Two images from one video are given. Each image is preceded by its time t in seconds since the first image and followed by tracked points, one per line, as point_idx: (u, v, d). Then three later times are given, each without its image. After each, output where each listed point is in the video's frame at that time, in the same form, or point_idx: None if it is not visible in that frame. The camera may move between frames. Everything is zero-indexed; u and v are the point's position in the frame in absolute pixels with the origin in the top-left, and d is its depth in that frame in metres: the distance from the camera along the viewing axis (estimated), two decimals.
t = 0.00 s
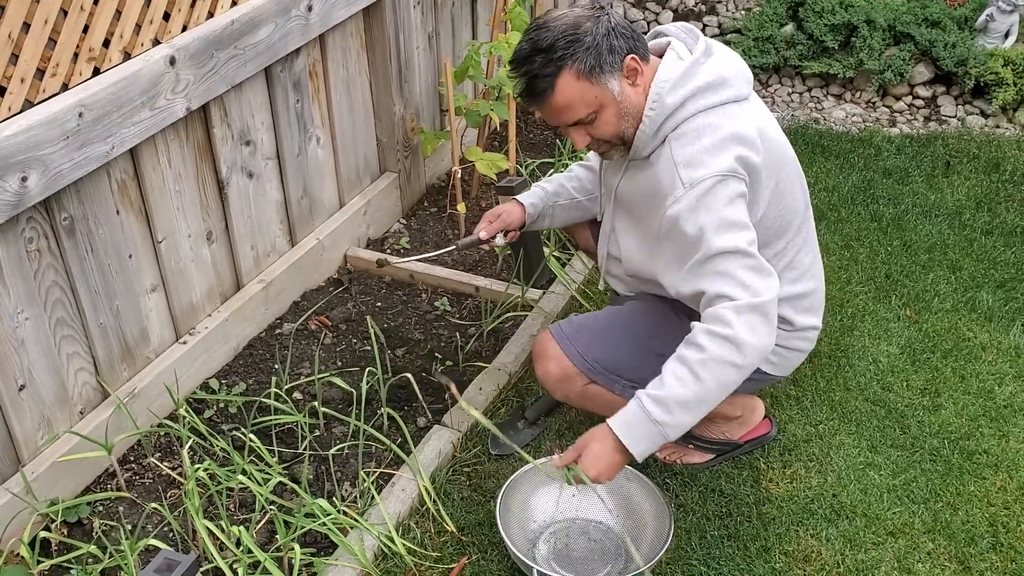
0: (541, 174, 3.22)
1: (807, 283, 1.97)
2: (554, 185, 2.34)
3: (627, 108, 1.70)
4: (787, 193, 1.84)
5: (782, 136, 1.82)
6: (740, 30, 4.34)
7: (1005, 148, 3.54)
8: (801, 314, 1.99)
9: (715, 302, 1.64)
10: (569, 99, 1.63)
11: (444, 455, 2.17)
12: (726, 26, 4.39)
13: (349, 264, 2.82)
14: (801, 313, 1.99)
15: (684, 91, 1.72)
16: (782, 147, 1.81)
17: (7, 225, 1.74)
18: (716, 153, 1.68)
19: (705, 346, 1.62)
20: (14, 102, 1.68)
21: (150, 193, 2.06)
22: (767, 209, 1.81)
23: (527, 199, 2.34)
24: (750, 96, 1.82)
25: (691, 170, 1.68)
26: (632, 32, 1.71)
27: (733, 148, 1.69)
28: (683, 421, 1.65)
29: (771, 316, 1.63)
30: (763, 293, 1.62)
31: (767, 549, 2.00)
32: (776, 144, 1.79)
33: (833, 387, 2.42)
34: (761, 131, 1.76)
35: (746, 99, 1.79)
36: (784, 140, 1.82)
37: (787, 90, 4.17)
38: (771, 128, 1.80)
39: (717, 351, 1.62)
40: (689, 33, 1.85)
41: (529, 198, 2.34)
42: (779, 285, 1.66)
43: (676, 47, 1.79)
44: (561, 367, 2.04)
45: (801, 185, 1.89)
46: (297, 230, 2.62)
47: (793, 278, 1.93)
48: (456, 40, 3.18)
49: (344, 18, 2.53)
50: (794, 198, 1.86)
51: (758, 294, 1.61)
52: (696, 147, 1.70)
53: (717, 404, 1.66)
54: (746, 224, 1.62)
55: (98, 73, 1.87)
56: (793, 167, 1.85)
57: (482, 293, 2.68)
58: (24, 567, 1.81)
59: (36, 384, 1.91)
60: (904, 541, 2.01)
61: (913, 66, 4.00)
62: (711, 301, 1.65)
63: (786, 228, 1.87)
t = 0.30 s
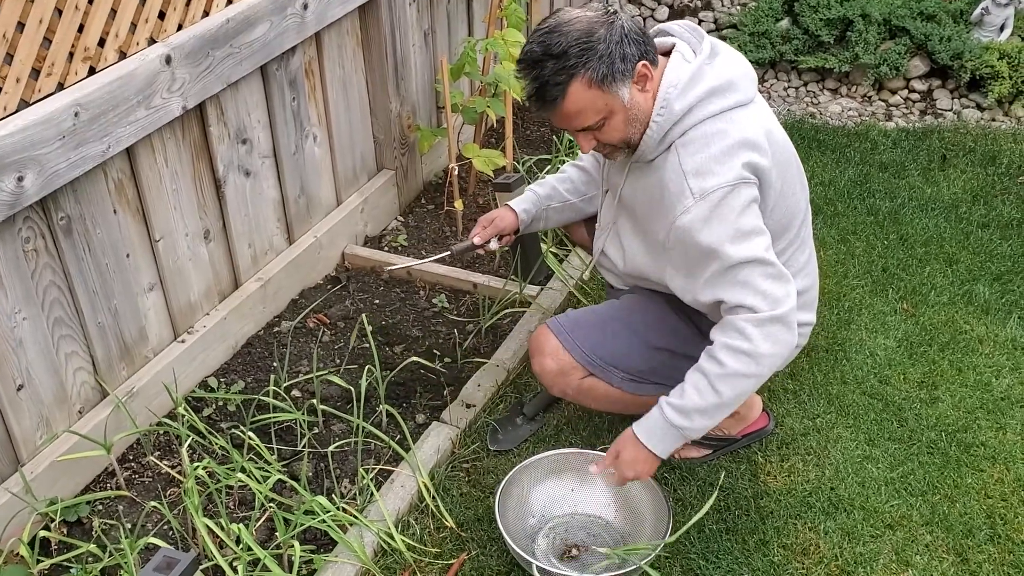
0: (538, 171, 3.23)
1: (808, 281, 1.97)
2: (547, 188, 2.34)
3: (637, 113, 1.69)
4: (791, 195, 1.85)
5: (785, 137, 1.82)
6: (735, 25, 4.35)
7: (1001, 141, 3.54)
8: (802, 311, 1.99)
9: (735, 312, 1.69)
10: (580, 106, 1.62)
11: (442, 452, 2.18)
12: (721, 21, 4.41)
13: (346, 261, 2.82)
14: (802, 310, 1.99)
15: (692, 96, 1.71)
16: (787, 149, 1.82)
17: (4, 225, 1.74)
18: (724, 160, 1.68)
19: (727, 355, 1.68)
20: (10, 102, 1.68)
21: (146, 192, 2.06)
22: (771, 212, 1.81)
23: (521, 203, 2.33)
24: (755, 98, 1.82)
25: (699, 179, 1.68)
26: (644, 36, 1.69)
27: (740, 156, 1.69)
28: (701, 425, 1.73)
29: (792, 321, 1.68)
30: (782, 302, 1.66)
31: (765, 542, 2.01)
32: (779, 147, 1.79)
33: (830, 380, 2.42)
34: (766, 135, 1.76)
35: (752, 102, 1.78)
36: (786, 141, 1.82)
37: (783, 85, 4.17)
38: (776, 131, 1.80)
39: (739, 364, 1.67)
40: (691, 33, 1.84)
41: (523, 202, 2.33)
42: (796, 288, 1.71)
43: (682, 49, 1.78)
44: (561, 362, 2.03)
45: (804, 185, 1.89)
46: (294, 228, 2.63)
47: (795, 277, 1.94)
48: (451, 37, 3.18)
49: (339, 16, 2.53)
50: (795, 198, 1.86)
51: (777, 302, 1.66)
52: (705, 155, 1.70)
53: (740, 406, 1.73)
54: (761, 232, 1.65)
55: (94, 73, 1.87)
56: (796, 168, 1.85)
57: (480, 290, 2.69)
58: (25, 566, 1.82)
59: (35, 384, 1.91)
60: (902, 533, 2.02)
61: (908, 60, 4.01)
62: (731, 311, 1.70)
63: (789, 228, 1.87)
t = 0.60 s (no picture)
0: (533, 168, 3.23)
1: (804, 282, 1.97)
2: (551, 183, 2.35)
3: (603, 128, 1.71)
4: (786, 198, 1.82)
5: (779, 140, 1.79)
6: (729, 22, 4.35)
7: (995, 136, 3.55)
8: (800, 312, 1.99)
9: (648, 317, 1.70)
10: (541, 110, 1.68)
11: (439, 450, 2.17)
12: (715, 18, 4.44)
13: (341, 260, 2.82)
14: (801, 310, 2.00)
15: (673, 103, 1.70)
16: (780, 154, 1.78)
17: None
18: (700, 168, 1.67)
19: (611, 348, 1.72)
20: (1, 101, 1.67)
21: (140, 191, 2.06)
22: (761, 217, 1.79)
23: (525, 199, 2.34)
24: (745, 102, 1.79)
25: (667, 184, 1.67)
26: (626, 52, 1.67)
27: (718, 164, 1.67)
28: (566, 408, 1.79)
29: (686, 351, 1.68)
30: (687, 331, 1.66)
31: (761, 539, 2.01)
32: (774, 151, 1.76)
33: (826, 376, 2.43)
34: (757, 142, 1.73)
35: (739, 108, 1.76)
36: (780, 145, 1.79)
37: (777, 81, 4.17)
38: (769, 135, 1.76)
39: (614, 363, 1.72)
40: (683, 38, 1.84)
41: (528, 197, 2.34)
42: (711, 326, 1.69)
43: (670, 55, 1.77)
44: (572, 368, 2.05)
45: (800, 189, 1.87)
46: (289, 227, 2.62)
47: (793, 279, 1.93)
48: (446, 34, 3.18)
49: (332, 14, 2.52)
50: (791, 201, 1.84)
51: (681, 328, 1.66)
52: (678, 162, 1.69)
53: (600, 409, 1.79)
54: (699, 256, 1.64)
55: (87, 72, 1.86)
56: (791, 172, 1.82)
57: (476, 288, 2.69)
58: (19, 568, 1.81)
59: (29, 385, 1.91)
60: (898, 529, 2.02)
61: (903, 56, 4.01)
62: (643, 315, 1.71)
63: (784, 232, 1.85)
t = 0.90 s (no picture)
0: (530, 169, 3.23)
1: (793, 294, 1.91)
2: (556, 194, 2.36)
3: (575, 139, 1.74)
4: (760, 212, 1.78)
5: (747, 157, 1.74)
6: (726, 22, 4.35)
7: (991, 137, 3.55)
8: (794, 321, 1.94)
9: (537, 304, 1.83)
10: (513, 117, 1.74)
11: (435, 452, 2.18)
12: (712, 18, 4.45)
13: (338, 261, 2.82)
14: (793, 321, 1.94)
15: (631, 121, 1.68)
16: (747, 172, 1.74)
17: None
18: (640, 187, 1.67)
19: (498, 324, 1.86)
20: None
21: (136, 192, 2.05)
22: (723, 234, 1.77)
23: (531, 213, 2.35)
24: (722, 117, 1.74)
25: (606, 198, 1.69)
26: (599, 68, 1.68)
27: (659, 186, 1.66)
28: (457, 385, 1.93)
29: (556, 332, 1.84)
30: (552, 328, 1.83)
31: (758, 540, 2.01)
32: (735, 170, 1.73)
33: (823, 377, 2.43)
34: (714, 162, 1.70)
35: (710, 124, 1.71)
36: (750, 161, 1.75)
37: (774, 82, 4.17)
38: (733, 154, 1.73)
39: (494, 341, 1.85)
40: (666, 47, 1.82)
41: (534, 210, 2.35)
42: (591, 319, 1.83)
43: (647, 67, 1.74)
44: (590, 387, 2.00)
45: (782, 203, 1.81)
46: (285, 228, 2.62)
47: (777, 292, 1.89)
48: (442, 35, 3.18)
49: (329, 14, 2.52)
50: (768, 215, 1.80)
51: (546, 326, 1.83)
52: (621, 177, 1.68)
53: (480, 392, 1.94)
54: (592, 276, 1.74)
55: (83, 74, 1.86)
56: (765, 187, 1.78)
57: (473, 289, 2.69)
58: (16, 571, 1.81)
59: (25, 387, 1.90)
60: (895, 530, 2.03)
61: (899, 56, 4.01)
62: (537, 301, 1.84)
63: (758, 248, 1.82)
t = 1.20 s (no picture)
0: (524, 168, 3.23)
1: (783, 295, 1.90)
2: (508, 228, 2.33)
3: (558, 148, 1.74)
4: (748, 215, 1.77)
5: (734, 160, 1.73)
6: (720, 21, 4.35)
7: (984, 135, 3.56)
8: (784, 322, 1.93)
9: (525, 308, 1.86)
10: (496, 127, 1.74)
11: (429, 452, 2.17)
12: (706, 17, 4.46)
13: (331, 261, 2.81)
14: (782, 323, 1.93)
15: (613, 133, 1.68)
16: (733, 176, 1.73)
17: None
18: (623, 198, 1.67)
19: (485, 329, 1.87)
20: None
21: (128, 192, 2.04)
22: (712, 238, 1.76)
23: (482, 252, 2.34)
24: (707, 121, 1.71)
25: (589, 210, 1.69)
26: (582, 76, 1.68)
27: (642, 196, 1.66)
28: (446, 393, 1.96)
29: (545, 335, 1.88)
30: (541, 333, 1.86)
31: (752, 539, 2.01)
32: (721, 174, 1.71)
33: (817, 375, 2.43)
34: (699, 168, 1.69)
35: (694, 130, 1.69)
36: (736, 164, 1.73)
37: (768, 80, 4.18)
38: (718, 159, 1.71)
39: (483, 347, 1.88)
40: (647, 53, 1.80)
41: (486, 249, 2.34)
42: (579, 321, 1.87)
43: (628, 75, 1.72)
44: (572, 378, 2.01)
45: (771, 205, 1.79)
46: (278, 228, 2.61)
47: (766, 294, 1.88)
48: (435, 34, 3.17)
49: (322, 13, 2.51)
50: (757, 217, 1.78)
51: (534, 330, 1.86)
52: (605, 189, 1.68)
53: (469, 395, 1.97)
54: (581, 286, 1.77)
55: (74, 73, 1.85)
56: (753, 190, 1.76)
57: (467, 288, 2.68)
58: (8, 572, 1.80)
59: (17, 387, 1.90)
60: (889, 528, 2.03)
61: (892, 55, 4.02)
62: (524, 305, 1.86)
63: (745, 252, 1.81)
